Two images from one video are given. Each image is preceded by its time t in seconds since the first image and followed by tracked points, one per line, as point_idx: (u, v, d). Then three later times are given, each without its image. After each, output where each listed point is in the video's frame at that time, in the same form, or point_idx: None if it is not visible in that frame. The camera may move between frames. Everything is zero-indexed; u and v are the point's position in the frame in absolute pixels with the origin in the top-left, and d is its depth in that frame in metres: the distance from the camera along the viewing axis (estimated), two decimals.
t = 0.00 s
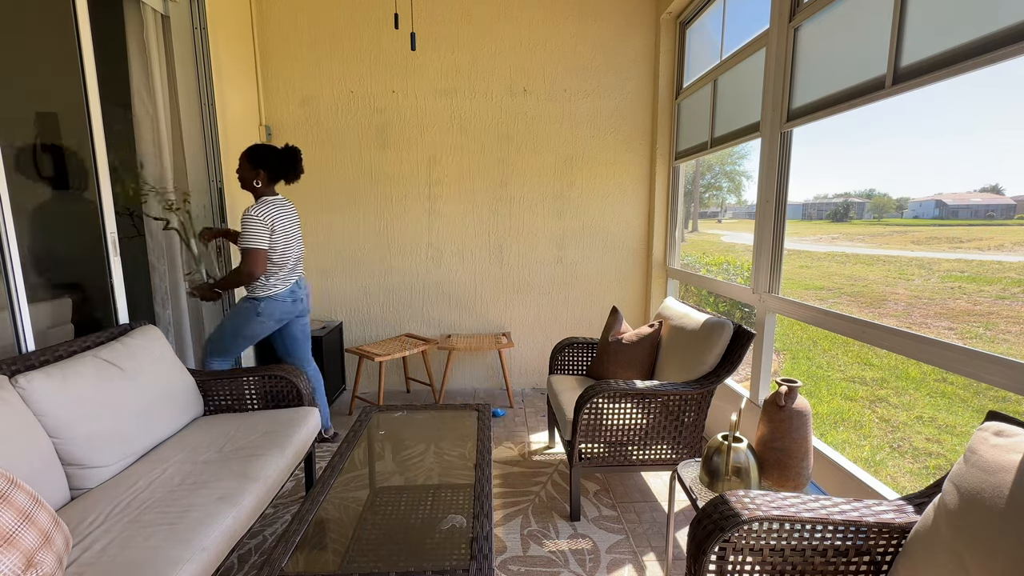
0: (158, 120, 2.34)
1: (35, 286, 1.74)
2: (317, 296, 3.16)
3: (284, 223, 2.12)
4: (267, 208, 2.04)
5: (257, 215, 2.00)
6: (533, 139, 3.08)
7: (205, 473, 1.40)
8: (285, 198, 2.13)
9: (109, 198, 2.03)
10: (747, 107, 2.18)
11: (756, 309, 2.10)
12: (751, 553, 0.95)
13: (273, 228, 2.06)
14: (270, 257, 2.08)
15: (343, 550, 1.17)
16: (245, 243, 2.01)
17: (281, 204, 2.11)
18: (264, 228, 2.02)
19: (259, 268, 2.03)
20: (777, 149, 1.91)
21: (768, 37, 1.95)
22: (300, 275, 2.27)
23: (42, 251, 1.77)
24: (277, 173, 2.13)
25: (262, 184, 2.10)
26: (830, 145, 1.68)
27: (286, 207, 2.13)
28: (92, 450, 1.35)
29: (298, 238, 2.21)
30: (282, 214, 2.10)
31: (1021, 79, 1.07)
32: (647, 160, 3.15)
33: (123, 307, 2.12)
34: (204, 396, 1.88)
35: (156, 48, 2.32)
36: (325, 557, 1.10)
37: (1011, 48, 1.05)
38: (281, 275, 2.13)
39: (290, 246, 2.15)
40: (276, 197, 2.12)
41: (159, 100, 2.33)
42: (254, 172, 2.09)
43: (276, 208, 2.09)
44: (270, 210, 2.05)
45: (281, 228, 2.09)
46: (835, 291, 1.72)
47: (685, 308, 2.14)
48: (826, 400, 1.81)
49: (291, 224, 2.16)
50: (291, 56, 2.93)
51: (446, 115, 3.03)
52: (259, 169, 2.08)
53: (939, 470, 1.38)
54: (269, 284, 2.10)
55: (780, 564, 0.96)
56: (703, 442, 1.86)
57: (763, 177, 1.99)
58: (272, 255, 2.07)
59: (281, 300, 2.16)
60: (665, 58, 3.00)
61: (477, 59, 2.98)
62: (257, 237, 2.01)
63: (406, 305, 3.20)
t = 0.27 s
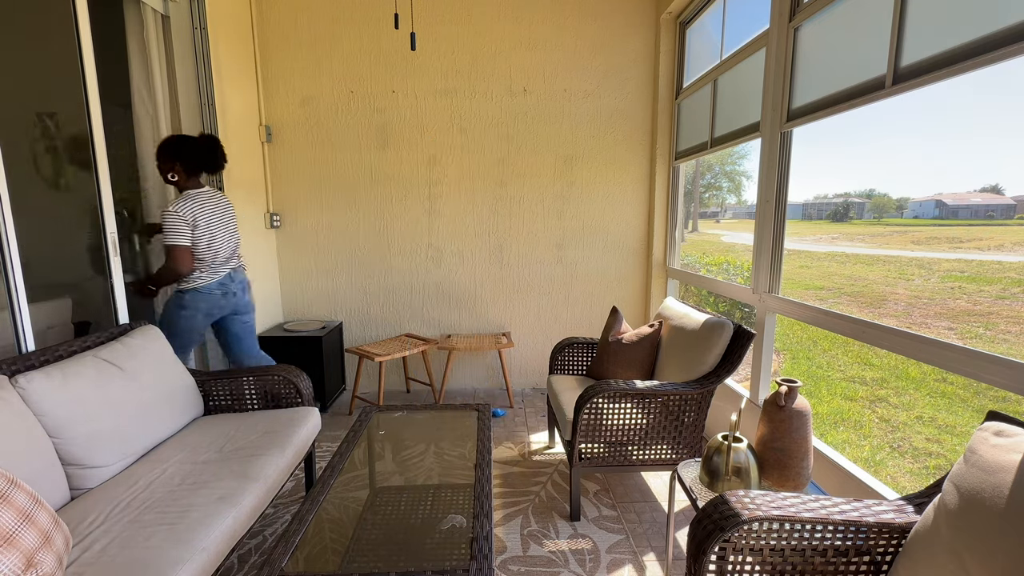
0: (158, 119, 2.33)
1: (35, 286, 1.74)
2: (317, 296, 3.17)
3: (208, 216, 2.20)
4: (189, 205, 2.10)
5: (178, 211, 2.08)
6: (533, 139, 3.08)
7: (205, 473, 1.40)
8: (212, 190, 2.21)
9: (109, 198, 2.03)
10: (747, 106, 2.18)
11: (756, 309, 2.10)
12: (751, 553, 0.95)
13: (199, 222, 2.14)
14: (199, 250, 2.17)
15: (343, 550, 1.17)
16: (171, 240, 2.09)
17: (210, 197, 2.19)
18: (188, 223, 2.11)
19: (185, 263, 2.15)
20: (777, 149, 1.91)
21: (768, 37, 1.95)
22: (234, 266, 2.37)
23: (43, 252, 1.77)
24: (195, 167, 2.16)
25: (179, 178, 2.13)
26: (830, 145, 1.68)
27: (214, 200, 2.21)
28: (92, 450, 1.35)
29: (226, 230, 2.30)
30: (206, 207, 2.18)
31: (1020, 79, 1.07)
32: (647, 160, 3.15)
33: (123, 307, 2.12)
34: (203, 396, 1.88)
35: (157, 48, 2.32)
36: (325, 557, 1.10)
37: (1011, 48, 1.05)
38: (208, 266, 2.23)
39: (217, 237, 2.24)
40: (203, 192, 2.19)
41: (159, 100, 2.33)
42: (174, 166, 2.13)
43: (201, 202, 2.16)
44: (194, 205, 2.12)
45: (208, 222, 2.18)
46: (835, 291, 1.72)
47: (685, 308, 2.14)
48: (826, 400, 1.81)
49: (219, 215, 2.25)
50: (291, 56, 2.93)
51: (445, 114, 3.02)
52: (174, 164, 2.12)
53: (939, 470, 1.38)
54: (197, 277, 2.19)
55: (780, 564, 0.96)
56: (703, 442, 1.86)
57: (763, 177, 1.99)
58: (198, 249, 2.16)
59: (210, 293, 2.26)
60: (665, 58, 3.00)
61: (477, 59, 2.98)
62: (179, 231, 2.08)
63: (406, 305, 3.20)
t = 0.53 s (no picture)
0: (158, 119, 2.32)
1: (35, 286, 1.74)
2: (317, 296, 3.17)
3: (155, 201, 2.23)
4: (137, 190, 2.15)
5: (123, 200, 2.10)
6: (533, 139, 3.08)
7: (205, 473, 1.40)
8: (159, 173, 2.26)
9: (109, 198, 2.02)
10: (747, 106, 2.17)
11: (756, 309, 2.10)
12: (751, 553, 0.95)
13: (146, 208, 2.17)
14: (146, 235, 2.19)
15: (343, 550, 1.17)
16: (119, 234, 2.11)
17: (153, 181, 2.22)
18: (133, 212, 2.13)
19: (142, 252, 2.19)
20: (777, 149, 1.91)
21: (768, 37, 1.95)
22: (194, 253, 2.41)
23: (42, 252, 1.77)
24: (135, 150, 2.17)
25: (126, 164, 2.13)
26: (830, 145, 1.68)
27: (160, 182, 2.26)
28: (93, 450, 1.35)
29: (176, 216, 2.34)
30: (152, 193, 2.21)
31: (1020, 79, 1.07)
32: (647, 160, 3.15)
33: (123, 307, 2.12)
34: (203, 396, 1.88)
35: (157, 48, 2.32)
36: (325, 556, 1.10)
37: (1011, 48, 1.05)
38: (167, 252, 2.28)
39: (169, 222, 2.28)
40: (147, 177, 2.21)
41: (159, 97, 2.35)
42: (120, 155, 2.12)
43: (146, 188, 2.19)
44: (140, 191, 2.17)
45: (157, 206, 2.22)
46: (835, 292, 1.72)
47: (685, 308, 2.13)
48: (826, 400, 1.81)
49: (169, 201, 2.28)
50: (290, 55, 2.93)
51: (445, 114, 3.02)
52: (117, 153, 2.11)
53: (939, 470, 1.38)
54: (154, 264, 2.22)
55: (780, 564, 0.96)
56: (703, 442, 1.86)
57: (763, 177, 1.99)
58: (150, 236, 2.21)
59: (172, 278, 2.31)
60: (665, 58, 3.00)
61: (477, 59, 2.98)
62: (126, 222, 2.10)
63: (406, 304, 3.20)
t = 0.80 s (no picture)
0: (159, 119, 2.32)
1: (35, 286, 1.74)
2: (317, 296, 3.17)
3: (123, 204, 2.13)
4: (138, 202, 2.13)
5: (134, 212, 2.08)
6: (534, 139, 3.08)
7: (205, 473, 1.40)
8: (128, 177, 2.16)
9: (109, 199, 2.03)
10: (747, 107, 2.18)
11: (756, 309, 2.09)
12: (751, 553, 0.95)
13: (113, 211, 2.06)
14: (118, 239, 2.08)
15: (343, 550, 1.17)
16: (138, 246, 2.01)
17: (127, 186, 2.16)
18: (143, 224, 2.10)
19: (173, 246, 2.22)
20: (777, 149, 1.91)
21: (768, 37, 1.95)
22: (163, 255, 2.36)
23: (42, 252, 1.77)
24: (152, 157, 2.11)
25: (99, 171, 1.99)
26: (830, 145, 1.68)
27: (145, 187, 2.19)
28: (93, 450, 1.35)
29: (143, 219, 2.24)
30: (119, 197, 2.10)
31: (1020, 78, 1.07)
32: (647, 160, 3.15)
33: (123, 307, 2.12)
34: (204, 396, 1.88)
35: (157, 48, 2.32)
36: (325, 557, 1.10)
37: (1011, 48, 1.05)
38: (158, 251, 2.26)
39: (139, 224, 2.20)
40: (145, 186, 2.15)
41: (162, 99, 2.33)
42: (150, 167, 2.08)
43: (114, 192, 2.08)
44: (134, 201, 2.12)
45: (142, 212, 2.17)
46: (835, 292, 1.72)
47: (685, 308, 2.13)
48: (826, 400, 1.81)
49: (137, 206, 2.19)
50: (290, 56, 2.93)
51: (445, 114, 3.02)
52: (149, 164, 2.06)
53: (939, 470, 1.38)
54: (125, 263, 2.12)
55: (780, 564, 0.96)
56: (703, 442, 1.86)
57: (763, 177, 1.99)
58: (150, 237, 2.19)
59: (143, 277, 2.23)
60: (665, 59, 3.00)
61: (476, 59, 2.98)
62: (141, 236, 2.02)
63: (406, 304, 3.20)
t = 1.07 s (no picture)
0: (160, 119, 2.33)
1: (35, 286, 1.74)
2: (317, 296, 3.17)
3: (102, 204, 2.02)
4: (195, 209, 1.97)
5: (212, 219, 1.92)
6: (534, 139, 3.08)
7: (205, 473, 1.40)
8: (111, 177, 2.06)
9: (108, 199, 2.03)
10: (747, 106, 2.18)
11: (756, 308, 2.09)
12: (751, 553, 0.95)
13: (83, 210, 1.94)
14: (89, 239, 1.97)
15: (343, 550, 1.17)
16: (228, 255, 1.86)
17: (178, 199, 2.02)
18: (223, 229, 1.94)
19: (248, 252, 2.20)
20: (777, 149, 1.91)
21: (768, 37, 1.95)
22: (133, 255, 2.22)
23: (44, 253, 1.77)
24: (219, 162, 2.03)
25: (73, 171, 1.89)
26: (830, 145, 1.68)
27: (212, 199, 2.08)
28: (93, 450, 1.35)
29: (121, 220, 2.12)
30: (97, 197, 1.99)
31: (1020, 78, 1.07)
32: (647, 160, 3.15)
33: (123, 307, 2.12)
34: (203, 396, 1.88)
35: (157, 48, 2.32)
36: (326, 557, 1.10)
37: (1011, 48, 1.05)
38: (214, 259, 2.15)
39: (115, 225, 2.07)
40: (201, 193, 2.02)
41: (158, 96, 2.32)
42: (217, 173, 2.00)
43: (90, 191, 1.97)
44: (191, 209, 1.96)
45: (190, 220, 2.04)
46: (835, 291, 1.73)
47: (685, 308, 2.13)
48: (826, 400, 1.81)
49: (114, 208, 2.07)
50: (290, 55, 2.93)
51: (445, 114, 3.02)
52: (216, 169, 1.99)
53: (939, 470, 1.38)
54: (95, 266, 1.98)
55: (780, 564, 0.96)
56: (703, 442, 1.86)
57: (763, 177, 1.99)
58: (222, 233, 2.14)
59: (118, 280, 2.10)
60: (664, 59, 3.00)
61: (476, 59, 2.98)
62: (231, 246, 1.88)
63: (406, 304, 3.20)
